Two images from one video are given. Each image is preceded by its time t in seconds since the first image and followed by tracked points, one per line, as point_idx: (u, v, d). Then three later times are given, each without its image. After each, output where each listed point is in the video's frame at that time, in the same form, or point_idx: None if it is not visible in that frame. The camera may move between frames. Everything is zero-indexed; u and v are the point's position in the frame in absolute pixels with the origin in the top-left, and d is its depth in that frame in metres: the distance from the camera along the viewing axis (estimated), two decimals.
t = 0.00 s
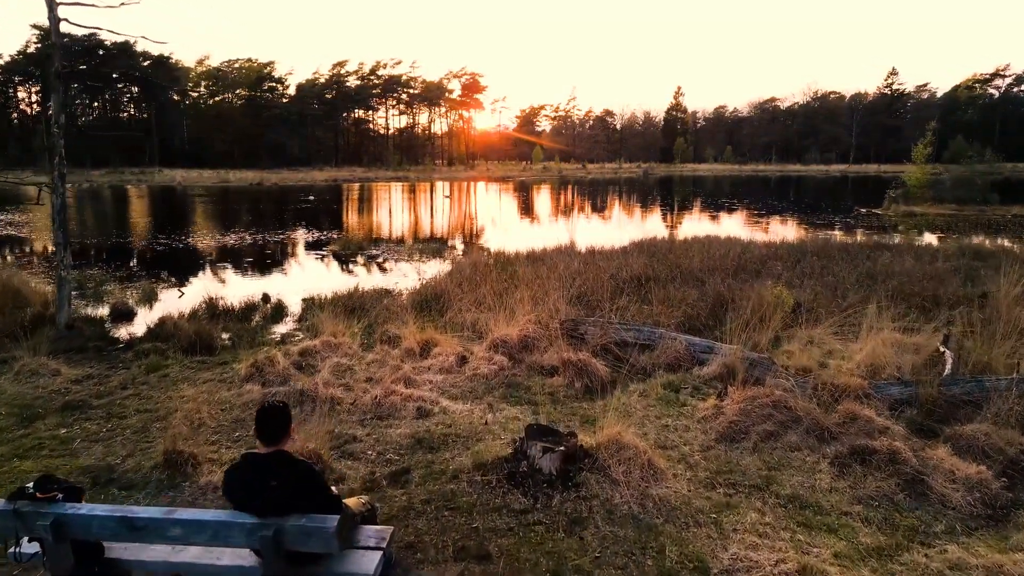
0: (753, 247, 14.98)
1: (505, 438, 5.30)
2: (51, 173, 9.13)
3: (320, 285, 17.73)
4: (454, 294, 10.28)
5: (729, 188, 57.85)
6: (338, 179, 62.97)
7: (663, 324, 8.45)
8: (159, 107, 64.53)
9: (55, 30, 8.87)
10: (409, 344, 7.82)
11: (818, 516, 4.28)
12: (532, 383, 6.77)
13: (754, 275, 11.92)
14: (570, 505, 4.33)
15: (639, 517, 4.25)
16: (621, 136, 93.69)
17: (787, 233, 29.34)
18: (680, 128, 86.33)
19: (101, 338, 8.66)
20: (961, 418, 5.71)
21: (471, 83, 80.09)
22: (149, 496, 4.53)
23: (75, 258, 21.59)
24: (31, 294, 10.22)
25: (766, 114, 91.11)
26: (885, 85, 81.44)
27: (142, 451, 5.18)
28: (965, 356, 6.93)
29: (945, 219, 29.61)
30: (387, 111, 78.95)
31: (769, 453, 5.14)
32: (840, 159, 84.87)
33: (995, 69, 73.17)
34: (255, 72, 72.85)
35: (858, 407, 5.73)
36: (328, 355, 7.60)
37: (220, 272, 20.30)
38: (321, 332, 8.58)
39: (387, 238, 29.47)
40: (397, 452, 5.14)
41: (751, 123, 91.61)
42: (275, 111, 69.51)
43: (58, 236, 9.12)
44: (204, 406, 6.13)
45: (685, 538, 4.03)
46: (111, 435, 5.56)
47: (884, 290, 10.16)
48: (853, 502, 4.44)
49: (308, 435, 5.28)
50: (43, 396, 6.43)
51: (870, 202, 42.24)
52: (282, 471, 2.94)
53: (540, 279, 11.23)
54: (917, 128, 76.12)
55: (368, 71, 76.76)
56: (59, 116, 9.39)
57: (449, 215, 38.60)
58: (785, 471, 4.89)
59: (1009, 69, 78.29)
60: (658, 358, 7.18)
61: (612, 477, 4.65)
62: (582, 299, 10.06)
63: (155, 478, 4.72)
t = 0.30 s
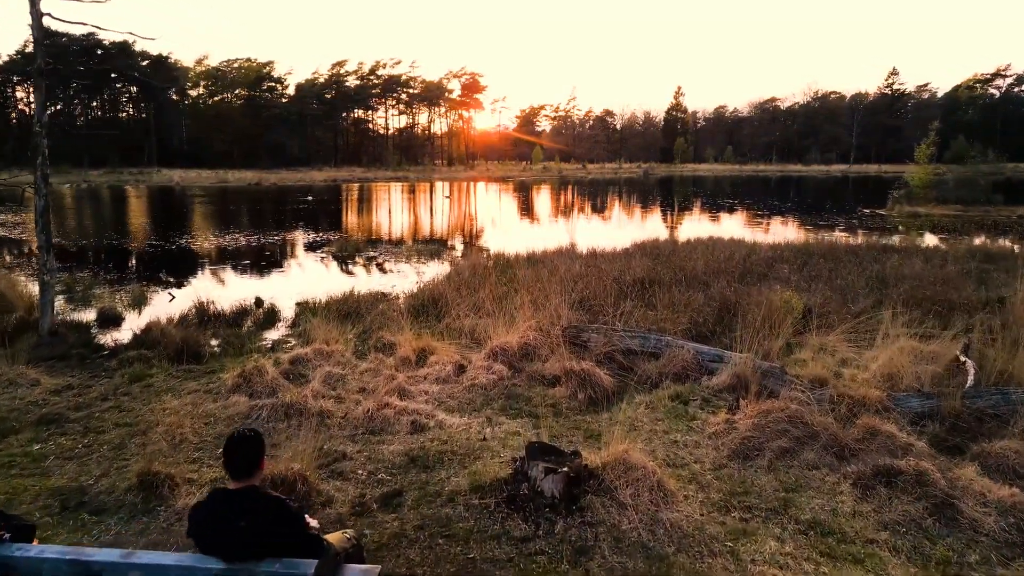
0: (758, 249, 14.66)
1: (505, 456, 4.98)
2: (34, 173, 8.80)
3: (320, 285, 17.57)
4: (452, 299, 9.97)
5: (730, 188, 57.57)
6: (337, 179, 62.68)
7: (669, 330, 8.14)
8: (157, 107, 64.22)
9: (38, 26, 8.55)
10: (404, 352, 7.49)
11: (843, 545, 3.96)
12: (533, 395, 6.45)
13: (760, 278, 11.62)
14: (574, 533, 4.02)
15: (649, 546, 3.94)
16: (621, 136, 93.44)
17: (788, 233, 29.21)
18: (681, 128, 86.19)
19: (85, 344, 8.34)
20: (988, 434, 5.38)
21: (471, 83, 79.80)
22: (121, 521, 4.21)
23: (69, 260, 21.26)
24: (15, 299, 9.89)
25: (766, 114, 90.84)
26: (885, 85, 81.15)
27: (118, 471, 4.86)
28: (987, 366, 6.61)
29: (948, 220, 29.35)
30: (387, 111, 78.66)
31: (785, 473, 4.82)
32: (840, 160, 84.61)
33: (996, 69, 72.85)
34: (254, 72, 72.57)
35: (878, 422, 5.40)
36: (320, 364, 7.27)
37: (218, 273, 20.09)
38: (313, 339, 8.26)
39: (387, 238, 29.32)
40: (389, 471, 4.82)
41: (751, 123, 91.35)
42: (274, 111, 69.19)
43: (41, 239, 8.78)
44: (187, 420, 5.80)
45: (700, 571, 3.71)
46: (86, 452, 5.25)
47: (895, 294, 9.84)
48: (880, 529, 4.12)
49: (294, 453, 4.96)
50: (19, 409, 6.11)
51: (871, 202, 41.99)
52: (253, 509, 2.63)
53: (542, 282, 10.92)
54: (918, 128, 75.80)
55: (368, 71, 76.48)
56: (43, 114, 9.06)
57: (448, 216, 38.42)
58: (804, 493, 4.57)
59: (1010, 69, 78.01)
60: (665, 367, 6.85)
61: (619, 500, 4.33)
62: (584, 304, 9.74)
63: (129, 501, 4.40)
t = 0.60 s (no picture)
0: (762, 251, 14.39)
1: (505, 477, 4.66)
2: (17, 174, 8.48)
3: (320, 285, 17.36)
4: (451, 303, 9.67)
5: (730, 188, 57.31)
6: (336, 179, 62.43)
7: (676, 337, 7.83)
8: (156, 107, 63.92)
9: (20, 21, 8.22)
10: (399, 361, 7.18)
11: None
12: (534, 407, 6.13)
13: (767, 281, 11.33)
14: (580, 565, 3.70)
15: None
16: (621, 136, 93.21)
17: (788, 233, 29.31)
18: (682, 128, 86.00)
19: (68, 352, 8.02)
20: (1019, 452, 5.06)
21: (471, 83, 79.53)
22: (89, 551, 3.89)
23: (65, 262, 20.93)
24: None
25: (767, 114, 90.62)
26: (886, 85, 80.92)
27: (89, 493, 4.54)
28: (1011, 378, 6.30)
29: (951, 220, 29.08)
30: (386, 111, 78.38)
31: (805, 495, 4.50)
32: (841, 159, 84.40)
33: (997, 69, 72.64)
34: (253, 71, 72.28)
35: (901, 439, 5.09)
36: (311, 373, 6.96)
37: (218, 273, 19.87)
38: (306, 346, 7.94)
39: (387, 238, 29.16)
40: (381, 494, 4.49)
41: (751, 124, 91.12)
42: (274, 111, 68.85)
43: (24, 241, 8.46)
44: (168, 436, 5.47)
45: None
46: (58, 471, 4.92)
47: (907, 299, 9.54)
48: (910, 559, 3.80)
49: (280, 473, 4.64)
50: None
51: (873, 202, 41.75)
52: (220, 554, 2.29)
53: (543, 286, 10.63)
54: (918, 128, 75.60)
55: (367, 71, 76.22)
56: (26, 113, 8.73)
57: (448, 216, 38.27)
58: (827, 518, 4.24)
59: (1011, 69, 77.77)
60: (672, 378, 6.54)
61: (627, 527, 4.03)
62: (587, 309, 9.44)
63: (100, 529, 4.08)
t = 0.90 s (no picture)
0: (768, 253, 14.10)
1: (505, 501, 4.34)
2: None
3: (320, 285, 17.17)
4: (449, 309, 9.35)
5: (731, 189, 57.02)
6: (336, 179, 62.15)
7: (683, 345, 7.52)
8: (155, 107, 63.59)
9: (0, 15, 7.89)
10: (394, 370, 6.85)
11: None
12: (535, 420, 5.81)
13: (775, 286, 11.02)
14: None
15: None
16: (622, 135, 92.92)
17: (789, 233, 29.25)
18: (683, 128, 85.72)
19: (50, 360, 7.69)
20: None
21: (471, 83, 79.23)
22: None
23: (60, 264, 20.58)
24: None
25: (767, 114, 90.32)
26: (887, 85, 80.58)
27: (57, 519, 4.22)
28: None
29: (955, 221, 28.77)
30: (386, 111, 78.12)
31: (828, 520, 4.18)
32: (842, 159, 84.09)
33: (998, 69, 72.28)
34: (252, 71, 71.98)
35: (928, 458, 4.76)
36: (302, 383, 6.64)
37: (217, 272, 19.69)
38: (298, 354, 7.63)
39: (386, 238, 28.93)
40: (371, 520, 4.17)
41: (752, 123, 90.83)
42: (273, 111, 68.50)
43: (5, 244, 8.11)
44: (148, 453, 5.16)
45: None
46: (28, 493, 4.60)
47: (921, 305, 9.22)
48: None
49: (262, 497, 4.33)
50: None
51: (874, 203, 41.50)
52: None
53: (543, 290, 10.32)
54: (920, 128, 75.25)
55: (367, 71, 75.92)
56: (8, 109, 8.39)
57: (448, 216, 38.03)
58: (852, 548, 3.92)
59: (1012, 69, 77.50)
60: (680, 390, 6.23)
61: (638, 559, 3.70)
62: (590, 315, 9.13)
63: (65, 559, 3.77)
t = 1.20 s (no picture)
0: (774, 255, 13.80)
1: (504, 529, 4.01)
2: None
3: (320, 284, 16.93)
4: (449, 313, 9.05)
5: (731, 189, 56.72)
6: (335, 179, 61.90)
7: (692, 355, 7.18)
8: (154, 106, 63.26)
9: None
10: (389, 380, 6.52)
11: None
12: (537, 436, 5.49)
13: (784, 289, 10.69)
14: None
15: None
16: (622, 136, 92.70)
17: (789, 233, 29.17)
18: (683, 128, 85.40)
19: (30, 368, 7.37)
20: None
21: (471, 83, 79.01)
22: None
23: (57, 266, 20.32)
24: None
25: (768, 114, 90.04)
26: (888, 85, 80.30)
27: (17, 549, 3.89)
28: None
29: (960, 222, 28.47)
30: (386, 111, 77.90)
31: (856, 551, 3.85)
32: (843, 160, 83.81)
33: (999, 69, 71.99)
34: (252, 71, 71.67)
35: (961, 480, 4.42)
36: (292, 395, 6.32)
37: (217, 271, 19.65)
38: (289, 363, 7.31)
39: (386, 238, 28.71)
40: (359, 550, 3.84)
41: (752, 124, 90.56)
42: (273, 111, 68.13)
43: None
44: (123, 473, 4.83)
45: None
46: None
47: (936, 310, 8.91)
48: None
49: (240, 526, 4.00)
50: None
51: (875, 203, 41.27)
52: None
53: (546, 294, 10.02)
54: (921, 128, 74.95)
55: (367, 71, 75.66)
56: None
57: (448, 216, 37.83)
58: None
59: (1013, 69, 77.26)
60: (689, 402, 5.91)
61: None
62: (591, 321, 8.82)
63: None
